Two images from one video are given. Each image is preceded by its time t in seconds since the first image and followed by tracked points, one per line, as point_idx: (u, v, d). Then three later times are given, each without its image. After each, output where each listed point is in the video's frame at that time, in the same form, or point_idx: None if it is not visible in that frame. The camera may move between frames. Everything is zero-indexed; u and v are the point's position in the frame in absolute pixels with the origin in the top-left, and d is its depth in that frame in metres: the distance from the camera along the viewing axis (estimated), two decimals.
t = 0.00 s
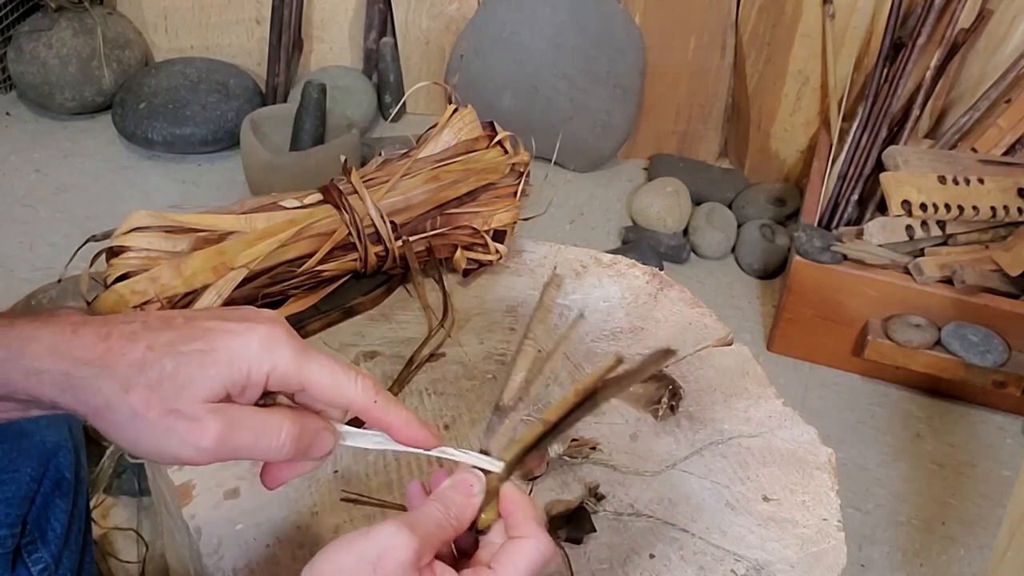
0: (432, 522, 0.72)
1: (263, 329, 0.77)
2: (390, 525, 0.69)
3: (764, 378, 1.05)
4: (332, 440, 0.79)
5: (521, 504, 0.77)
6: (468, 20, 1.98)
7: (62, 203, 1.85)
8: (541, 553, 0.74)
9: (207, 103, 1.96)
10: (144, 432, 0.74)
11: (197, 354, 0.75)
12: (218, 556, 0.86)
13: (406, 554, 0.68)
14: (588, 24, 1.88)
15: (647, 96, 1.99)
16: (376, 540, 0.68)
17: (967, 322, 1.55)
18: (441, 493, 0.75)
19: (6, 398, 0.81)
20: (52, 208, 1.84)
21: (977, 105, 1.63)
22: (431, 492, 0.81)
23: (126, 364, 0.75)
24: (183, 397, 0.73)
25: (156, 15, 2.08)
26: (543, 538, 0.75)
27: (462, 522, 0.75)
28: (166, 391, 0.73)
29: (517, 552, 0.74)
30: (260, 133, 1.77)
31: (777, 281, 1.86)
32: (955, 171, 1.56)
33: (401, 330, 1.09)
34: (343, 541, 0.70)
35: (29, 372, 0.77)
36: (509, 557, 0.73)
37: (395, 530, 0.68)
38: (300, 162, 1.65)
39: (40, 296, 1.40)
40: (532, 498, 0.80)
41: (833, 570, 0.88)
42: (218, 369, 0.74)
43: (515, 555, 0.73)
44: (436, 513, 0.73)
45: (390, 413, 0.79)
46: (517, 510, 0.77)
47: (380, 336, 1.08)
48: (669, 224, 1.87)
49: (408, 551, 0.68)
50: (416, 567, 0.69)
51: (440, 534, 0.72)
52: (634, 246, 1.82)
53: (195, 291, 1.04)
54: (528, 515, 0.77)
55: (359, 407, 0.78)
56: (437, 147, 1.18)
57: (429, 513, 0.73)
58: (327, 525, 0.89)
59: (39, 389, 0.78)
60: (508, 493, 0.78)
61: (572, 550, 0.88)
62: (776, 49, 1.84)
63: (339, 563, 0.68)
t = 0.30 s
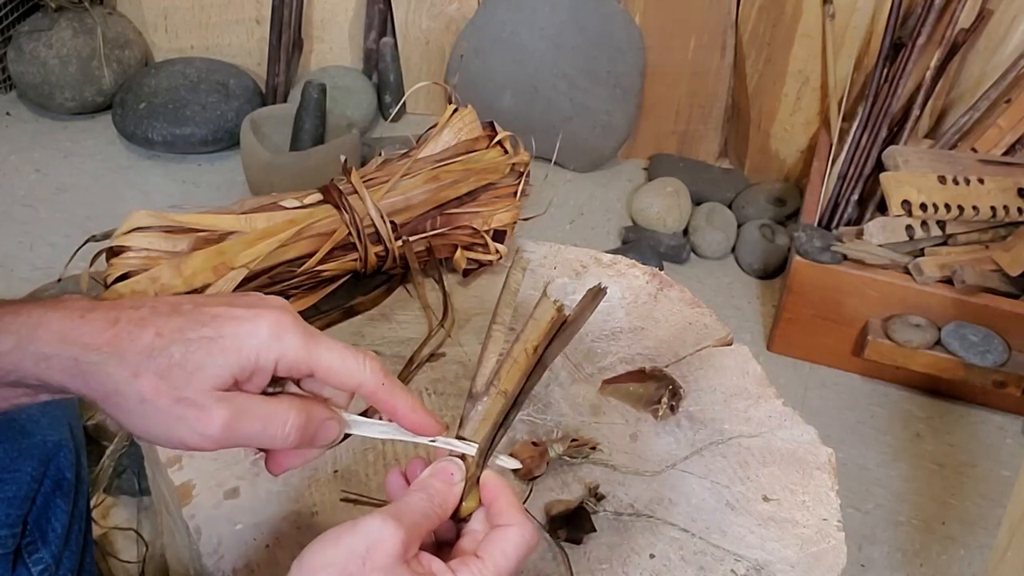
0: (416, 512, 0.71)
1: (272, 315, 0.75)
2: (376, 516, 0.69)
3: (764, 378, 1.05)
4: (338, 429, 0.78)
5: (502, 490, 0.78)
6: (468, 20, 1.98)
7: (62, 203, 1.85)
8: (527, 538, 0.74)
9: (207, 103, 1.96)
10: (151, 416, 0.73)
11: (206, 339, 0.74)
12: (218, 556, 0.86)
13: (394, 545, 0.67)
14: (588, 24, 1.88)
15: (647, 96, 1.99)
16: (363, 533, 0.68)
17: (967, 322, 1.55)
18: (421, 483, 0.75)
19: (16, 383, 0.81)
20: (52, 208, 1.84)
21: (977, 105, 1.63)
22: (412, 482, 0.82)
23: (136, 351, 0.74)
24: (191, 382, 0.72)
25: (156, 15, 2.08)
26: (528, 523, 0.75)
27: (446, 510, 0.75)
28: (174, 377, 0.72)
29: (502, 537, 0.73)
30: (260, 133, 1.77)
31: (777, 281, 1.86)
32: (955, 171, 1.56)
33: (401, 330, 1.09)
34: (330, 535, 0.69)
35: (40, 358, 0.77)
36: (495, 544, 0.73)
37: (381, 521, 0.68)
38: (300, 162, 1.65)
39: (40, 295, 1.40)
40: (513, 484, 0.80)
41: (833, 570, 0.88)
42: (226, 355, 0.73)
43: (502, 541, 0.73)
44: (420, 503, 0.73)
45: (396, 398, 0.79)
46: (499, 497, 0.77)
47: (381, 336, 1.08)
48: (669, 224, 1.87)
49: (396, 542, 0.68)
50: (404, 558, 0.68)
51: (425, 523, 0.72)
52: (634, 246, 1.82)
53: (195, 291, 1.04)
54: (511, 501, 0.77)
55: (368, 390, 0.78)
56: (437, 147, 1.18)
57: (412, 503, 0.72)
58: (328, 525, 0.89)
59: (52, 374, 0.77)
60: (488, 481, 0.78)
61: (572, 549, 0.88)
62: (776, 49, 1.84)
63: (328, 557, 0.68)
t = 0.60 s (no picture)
0: (411, 514, 0.72)
1: (308, 242, 0.77)
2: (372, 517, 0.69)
3: (764, 378, 1.05)
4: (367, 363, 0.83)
5: (498, 493, 0.78)
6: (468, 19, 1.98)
7: (61, 203, 1.85)
8: (521, 539, 0.74)
9: (207, 103, 1.96)
10: (187, 338, 0.73)
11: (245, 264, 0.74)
12: (218, 556, 0.86)
13: (390, 544, 0.67)
14: (588, 24, 1.88)
15: (647, 96, 1.99)
16: (360, 533, 0.67)
17: (967, 322, 1.55)
18: (417, 487, 0.75)
19: (50, 314, 0.80)
20: (52, 208, 1.84)
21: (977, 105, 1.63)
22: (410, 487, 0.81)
23: (173, 274, 0.74)
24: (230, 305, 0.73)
25: (156, 15, 2.08)
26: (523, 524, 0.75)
27: (441, 512, 0.75)
28: (215, 299, 0.73)
29: (497, 538, 0.73)
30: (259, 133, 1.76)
31: (778, 281, 1.86)
32: (955, 171, 1.56)
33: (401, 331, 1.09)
34: (326, 536, 0.69)
35: (74, 284, 0.77)
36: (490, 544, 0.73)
37: (377, 521, 0.68)
38: (300, 162, 1.65)
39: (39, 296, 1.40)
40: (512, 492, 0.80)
41: (833, 570, 0.88)
42: (267, 280, 0.74)
43: (497, 541, 0.73)
44: (415, 506, 0.73)
45: (422, 335, 0.84)
46: (494, 498, 0.78)
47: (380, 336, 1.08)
48: (669, 224, 1.87)
49: (392, 541, 0.68)
50: (400, 557, 0.68)
51: (421, 524, 0.72)
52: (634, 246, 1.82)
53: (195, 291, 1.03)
54: (506, 503, 0.77)
55: (397, 322, 0.82)
56: (437, 147, 1.18)
57: (408, 505, 0.72)
58: (328, 525, 0.88)
59: (82, 297, 0.77)
60: (484, 485, 0.79)
61: (572, 550, 0.88)
62: (777, 50, 1.84)
63: (324, 557, 0.68)
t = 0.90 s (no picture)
0: (409, 528, 0.72)
1: None
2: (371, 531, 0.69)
3: (764, 378, 1.05)
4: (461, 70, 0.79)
5: (492, 506, 0.78)
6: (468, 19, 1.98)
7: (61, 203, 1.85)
8: (517, 554, 0.74)
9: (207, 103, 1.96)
10: (282, 96, 0.75)
11: (304, 8, 0.77)
12: (218, 556, 0.86)
13: (388, 559, 0.67)
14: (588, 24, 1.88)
15: (647, 96, 1.99)
16: (358, 547, 0.68)
17: (967, 322, 1.55)
18: (414, 501, 0.76)
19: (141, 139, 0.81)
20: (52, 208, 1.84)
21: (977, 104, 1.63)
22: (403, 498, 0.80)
23: (243, 52, 0.75)
24: (306, 50, 0.75)
25: (156, 15, 2.08)
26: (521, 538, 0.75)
27: (436, 527, 0.75)
28: (298, 44, 0.75)
29: (493, 552, 0.73)
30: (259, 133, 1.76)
31: (778, 281, 1.86)
32: (955, 171, 1.56)
33: (401, 331, 1.10)
34: (324, 551, 0.69)
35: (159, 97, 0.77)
36: (486, 559, 0.73)
37: (376, 535, 0.68)
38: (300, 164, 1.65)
39: (39, 296, 1.40)
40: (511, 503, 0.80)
41: (833, 571, 0.88)
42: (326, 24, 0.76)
43: (493, 557, 0.73)
44: (412, 519, 0.73)
45: None
46: (490, 513, 0.77)
47: (380, 337, 1.09)
48: (669, 224, 1.87)
49: (390, 556, 0.68)
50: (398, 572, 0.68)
51: (418, 537, 0.72)
52: (634, 246, 1.82)
53: (195, 291, 1.00)
54: (502, 518, 0.77)
55: None
56: (438, 147, 1.15)
57: (407, 520, 0.73)
58: (327, 525, 0.89)
59: (167, 110, 0.77)
60: (478, 500, 0.78)
61: (572, 550, 0.88)
62: (777, 49, 1.84)
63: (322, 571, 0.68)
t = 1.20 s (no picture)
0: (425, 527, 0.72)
1: (372, 366, 0.81)
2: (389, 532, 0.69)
3: (763, 378, 1.05)
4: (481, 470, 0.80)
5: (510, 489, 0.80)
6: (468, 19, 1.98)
7: (61, 203, 1.85)
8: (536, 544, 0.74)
9: (207, 103, 1.96)
10: (313, 498, 0.78)
11: (330, 438, 0.78)
12: (217, 556, 0.86)
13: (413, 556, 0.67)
14: (588, 24, 1.88)
15: (647, 96, 1.99)
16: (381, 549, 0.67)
17: (967, 322, 1.55)
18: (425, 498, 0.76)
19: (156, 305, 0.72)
20: (52, 208, 1.84)
21: (977, 104, 1.63)
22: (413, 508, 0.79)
23: (281, 447, 0.80)
24: (337, 490, 0.77)
25: (156, 14, 2.08)
26: (573, 524, 0.77)
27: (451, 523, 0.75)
28: (327, 482, 0.77)
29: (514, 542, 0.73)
30: (260, 133, 1.76)
31: (778, 281, 1.86)
32: (955, 171, 1.56)
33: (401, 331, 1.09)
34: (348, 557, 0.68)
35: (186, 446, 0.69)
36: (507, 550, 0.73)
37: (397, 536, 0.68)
38: (300, 163, 1.65)
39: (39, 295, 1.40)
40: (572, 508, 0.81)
41: (833, 571, 0.88)
42: (354, 419, 0.78)
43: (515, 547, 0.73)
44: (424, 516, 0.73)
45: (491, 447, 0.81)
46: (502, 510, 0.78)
47: (380, 337, 1.08)
48: (669, 224, 1.87)
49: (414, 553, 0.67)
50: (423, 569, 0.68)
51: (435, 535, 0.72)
52: (634, 246, 1.82)
53: (195, 292, 1.01)
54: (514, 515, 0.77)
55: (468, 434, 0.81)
56: (437, 148, 1.16)
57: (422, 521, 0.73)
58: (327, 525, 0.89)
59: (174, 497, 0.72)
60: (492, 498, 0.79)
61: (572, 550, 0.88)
62: (776, 50, 1.84)
63: None
